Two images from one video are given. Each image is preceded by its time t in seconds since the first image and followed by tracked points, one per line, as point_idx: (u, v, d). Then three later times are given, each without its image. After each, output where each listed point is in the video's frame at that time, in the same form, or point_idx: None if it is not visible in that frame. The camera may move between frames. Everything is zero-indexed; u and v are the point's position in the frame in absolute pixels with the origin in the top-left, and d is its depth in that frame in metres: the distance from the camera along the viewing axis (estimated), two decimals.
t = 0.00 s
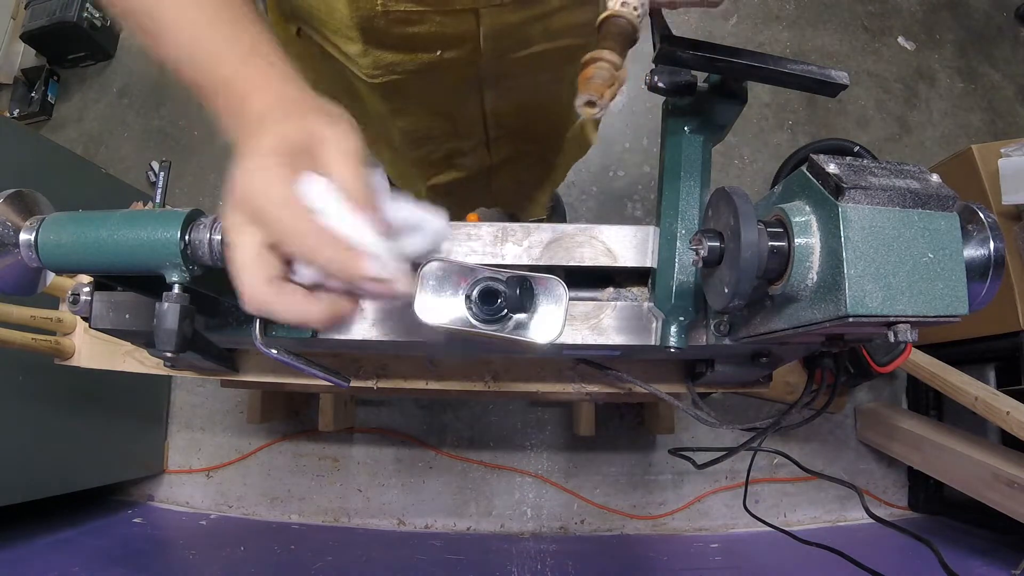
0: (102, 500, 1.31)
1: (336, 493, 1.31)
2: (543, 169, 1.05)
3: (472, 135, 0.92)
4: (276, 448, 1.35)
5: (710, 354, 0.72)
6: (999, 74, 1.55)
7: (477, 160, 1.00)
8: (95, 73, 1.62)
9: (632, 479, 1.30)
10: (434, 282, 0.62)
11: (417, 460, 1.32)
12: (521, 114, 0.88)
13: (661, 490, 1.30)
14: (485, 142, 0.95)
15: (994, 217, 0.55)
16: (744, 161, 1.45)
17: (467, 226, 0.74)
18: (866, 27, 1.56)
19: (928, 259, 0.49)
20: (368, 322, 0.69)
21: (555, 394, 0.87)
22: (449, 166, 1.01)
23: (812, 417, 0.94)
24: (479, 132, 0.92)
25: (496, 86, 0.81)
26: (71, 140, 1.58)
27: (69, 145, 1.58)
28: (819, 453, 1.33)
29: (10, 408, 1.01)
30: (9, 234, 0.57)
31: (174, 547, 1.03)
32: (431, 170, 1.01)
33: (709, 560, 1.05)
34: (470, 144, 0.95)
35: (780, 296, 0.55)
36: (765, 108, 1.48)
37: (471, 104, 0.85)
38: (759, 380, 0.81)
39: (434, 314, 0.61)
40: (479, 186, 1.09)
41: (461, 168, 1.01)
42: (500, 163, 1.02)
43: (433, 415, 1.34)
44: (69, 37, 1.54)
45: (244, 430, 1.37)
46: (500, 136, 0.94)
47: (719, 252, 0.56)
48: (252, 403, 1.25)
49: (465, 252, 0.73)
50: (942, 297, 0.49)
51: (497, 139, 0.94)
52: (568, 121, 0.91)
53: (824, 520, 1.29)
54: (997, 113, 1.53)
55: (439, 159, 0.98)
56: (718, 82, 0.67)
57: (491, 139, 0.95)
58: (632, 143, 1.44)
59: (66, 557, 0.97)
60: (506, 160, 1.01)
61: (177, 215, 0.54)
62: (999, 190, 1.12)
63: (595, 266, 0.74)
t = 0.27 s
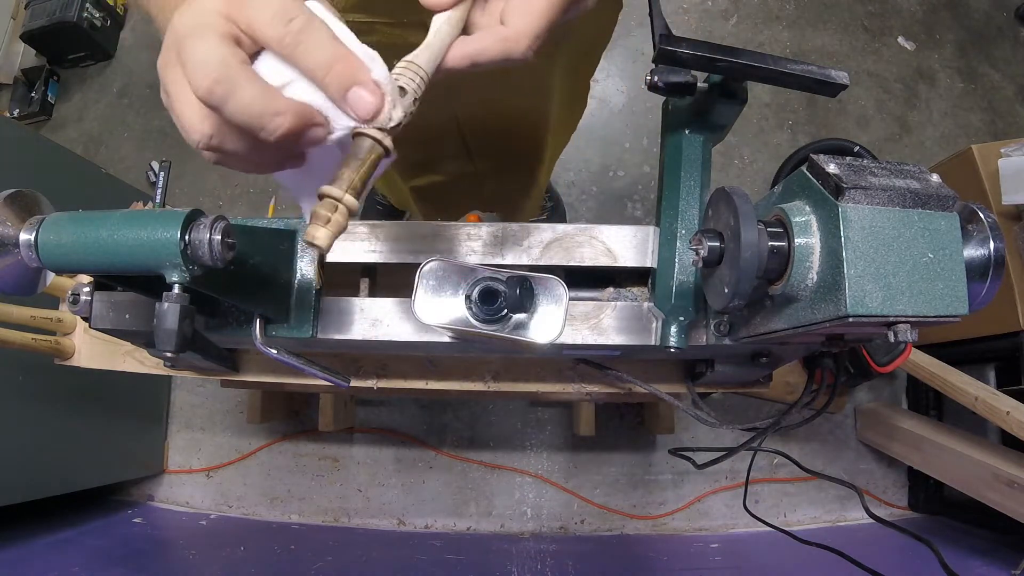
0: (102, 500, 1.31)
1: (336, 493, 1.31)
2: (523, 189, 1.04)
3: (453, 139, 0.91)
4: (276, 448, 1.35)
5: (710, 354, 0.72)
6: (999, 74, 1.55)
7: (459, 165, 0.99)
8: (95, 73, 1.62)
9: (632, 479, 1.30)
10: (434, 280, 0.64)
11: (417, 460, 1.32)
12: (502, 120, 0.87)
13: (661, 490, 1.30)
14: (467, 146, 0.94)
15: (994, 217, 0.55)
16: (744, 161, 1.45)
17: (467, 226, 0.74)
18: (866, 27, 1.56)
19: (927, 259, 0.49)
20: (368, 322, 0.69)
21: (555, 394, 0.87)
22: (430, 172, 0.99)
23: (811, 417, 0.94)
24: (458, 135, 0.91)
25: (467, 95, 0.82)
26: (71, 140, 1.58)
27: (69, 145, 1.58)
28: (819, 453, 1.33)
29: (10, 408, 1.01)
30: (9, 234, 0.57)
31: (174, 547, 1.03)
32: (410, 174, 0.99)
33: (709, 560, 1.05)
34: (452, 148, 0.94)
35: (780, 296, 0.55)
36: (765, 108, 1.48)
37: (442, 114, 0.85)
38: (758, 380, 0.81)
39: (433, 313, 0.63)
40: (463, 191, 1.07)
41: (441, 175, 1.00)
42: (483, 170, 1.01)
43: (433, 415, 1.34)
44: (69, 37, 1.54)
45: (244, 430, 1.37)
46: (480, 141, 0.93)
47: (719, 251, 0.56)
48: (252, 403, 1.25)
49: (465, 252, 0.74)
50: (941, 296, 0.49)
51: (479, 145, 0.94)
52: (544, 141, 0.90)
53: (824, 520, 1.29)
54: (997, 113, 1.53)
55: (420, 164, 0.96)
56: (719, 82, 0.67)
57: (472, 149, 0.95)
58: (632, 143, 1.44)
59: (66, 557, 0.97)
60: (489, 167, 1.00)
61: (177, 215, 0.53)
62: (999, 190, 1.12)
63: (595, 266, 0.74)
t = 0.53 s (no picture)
0: (102, 500, 1.31)
1: (336, 493, 1.31)
2: (519, 190, 1.04)
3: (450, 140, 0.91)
4: (276, 448, 1.35)
5: (710, 354, 0.72)
6: (999, 74, 1.55)
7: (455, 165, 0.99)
8: (95, 73, 1.62)
9: (632, 479, 1.30)
10: (434, 280, 0.64)
11: (417, 460, 1.32)
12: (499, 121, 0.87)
13: (661, 490, 1.30)
14: (463, 147, 0.94)
15: (994, 217, 0.55)
16: (744, 161, 1.45)
17: (467, 227, 0.74)
18: (866, 27, 1.56)
19: (927, 259, 0.49)
20: (368, 322, 0.69)
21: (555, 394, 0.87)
22: (426, 173, 0.99)
23: (812, 417, 0.94)
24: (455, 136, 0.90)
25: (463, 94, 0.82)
26: (71, 140, 1.58)
27: (69, 145, 1.58)
28: (819, 453, 1.33)
29: (9, 408, 1.01)
30: (8, 234, 0.57)
31: (175, 547, 1.03)
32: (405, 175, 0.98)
33: (708, 560, 1.05)
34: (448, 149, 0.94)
35: (780, 296, 0.55)
36: (765, 108, 1.48)
37: (437, 114, 0.85)
38: (759, 380, 0.81)
39: (432, 313, 0.63)
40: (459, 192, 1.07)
41: (437, 175, 0.99)
42: (479, 171, 1.00)
43: (433, 415, 1.34)
44: (69, 37, 1.54)
45: (244, 430, 1.37)
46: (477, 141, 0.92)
47: (719, 251, 0.56)
48: (252, 403, 1.25)
49: (465, 252, 0.74)
50: (941, 296, 0.49)
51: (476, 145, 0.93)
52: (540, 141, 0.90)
53: (824, 520, 1.29)
54: (997, 113, 1.53)
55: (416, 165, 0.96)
56: (719, 82, 0.67)
57: (468, 149, 0.95)
58: (632, 143, 1.44)
59: (66, 557, 0.97)
60: (485, 167, 0.99)
61: (177, 215, 0.53)
62: (999, 190, 1.12)
63: (595, 266, 0.74)
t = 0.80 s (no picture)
0: (102, 500, 1.31)
1: (336, 493, 1.31)
2: (519, 189, 1.04)
3: (451, 139, 0.91)
4: (276, 448, 1.35)
5: (710, 354, 0.72)
6: (999, 74, 1.55)
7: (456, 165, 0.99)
8: (95, 73, 1.62)
9: (632, 479, 1.30)
10: (434, 280, 0.64)
11: (417, 460, 1.32)
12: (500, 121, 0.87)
13: (661, 490, 1.30)
14: (464, 147, 0.94)
15: (994, 217, 0.55)
16: (744, 160, 1.45)
17: (467, 226, 0.74)
18: (866, 27, 1.56)
19: (927, 259, 0.49)
20: (368, 322, 0.69)
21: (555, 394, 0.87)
22: (427, 173, 0.99)
23: (812, 417, 0.94)
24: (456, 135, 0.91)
25: (464, 91, 0.82)
26: (71, 140, 1.58)
27: (69, 145, 1.58)
28: (819, 453, 1.33)
29: (9, 408, 1.01)
30: (8, 235, 0.57)
31: (175, 547, 1.03)
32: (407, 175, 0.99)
33: (708, 560, 1.05)
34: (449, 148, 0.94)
35: (780, 296, 0.55)
36: (765, 108, 1.48)
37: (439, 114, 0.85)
38: (758, 380, 0.81)
39: (432, 313, 0.63)
40: (460, 191, 1.07)
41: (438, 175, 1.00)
42: (480, 170, 1.01)
43: (433, 415, 1.34)
44: (69, 37, 1.54)
45: (244, 430, 1.37)
46: (478, 141, 0.93)
47: (719, 251, 0.56)
48: (252, 403, 1.25)
49: (465, 252, 0.74)
50: (941, 296, 0.49)
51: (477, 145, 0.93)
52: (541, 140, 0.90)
53: (824, 520, 1.29)
54: (997, 113, 1.53)
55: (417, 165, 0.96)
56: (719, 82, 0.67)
57: (469, 148, 0.95)
58: (632, 143, 1.44)
59: (66, 557, 0.96)
60: (486, 166, 1.00)
61: (177, 215, 0.53)
62: (999, 190, 1.12)
63: (595, 266, 0.74)
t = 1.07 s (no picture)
0: (101, 500, 1.31)
1: (336, 493, 1.31)
2: (520, 187, 1.04)
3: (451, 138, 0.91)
4: (276, 448, 1.35)
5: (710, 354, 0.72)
6: (999, 74, 1.55)
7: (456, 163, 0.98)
8: (95, 73, 1.62)
9: (632, 479, 1.30)
10: (434, 281, 0.64)
11: (417, 460, 1.32)
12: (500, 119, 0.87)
13: (661, 490, 1.30)
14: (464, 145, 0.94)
15: (994, 217, 0.55)
16: (744, 160, 1.45)
17: (467, 227, 0.74)
18: (866, 27, 1.56)
19: (928, 259, 0.49)
20: (368, 322, 0.69)
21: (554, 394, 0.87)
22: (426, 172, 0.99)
23: (811, 417, 0.94)
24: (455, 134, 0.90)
25: (463, 89, 0.81)
26: (71, 140, 1.58)
27: (69, 145, 1.58)
28: (819, 453, 1.33)
29: (10, 408, 1.01)
30: (8, 235, 0.57)
31: (175, 547, 1.03)
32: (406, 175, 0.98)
33: (708, 560, 1.05)
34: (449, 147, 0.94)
35: (780, 296, 0.55)
36: (765, 108, 1.48)
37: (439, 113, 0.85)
38: (758, 380, 0.81)
39: (432, 313, 0.64)
40: (460, 190, 1.07)
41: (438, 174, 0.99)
42: (480, 169, 1.00)
43: (433, 415, 1.34)
44: (69, 37, 1.54)
45: (244, 430, 1.37)
46: (478, 140, 0.92)
47: (719, 251, 0.56)
48: (252, 403, 1.25)
49: (465, 252, 0.73)
50: (941, 296, 0.49)
51: (476, 143, 0.93)
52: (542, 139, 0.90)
53: (824, 520, 1.29)
54: (997, 113, 1.53)
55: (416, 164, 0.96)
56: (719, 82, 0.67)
57: (468, 147, 0.94)
58: (632, 143, 1.44)
59: (66, 557, 0.97)
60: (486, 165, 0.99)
61: (177, 215, 0.53)
62: (999, 190, 1.12)
63: (594, 266, 0.74)
